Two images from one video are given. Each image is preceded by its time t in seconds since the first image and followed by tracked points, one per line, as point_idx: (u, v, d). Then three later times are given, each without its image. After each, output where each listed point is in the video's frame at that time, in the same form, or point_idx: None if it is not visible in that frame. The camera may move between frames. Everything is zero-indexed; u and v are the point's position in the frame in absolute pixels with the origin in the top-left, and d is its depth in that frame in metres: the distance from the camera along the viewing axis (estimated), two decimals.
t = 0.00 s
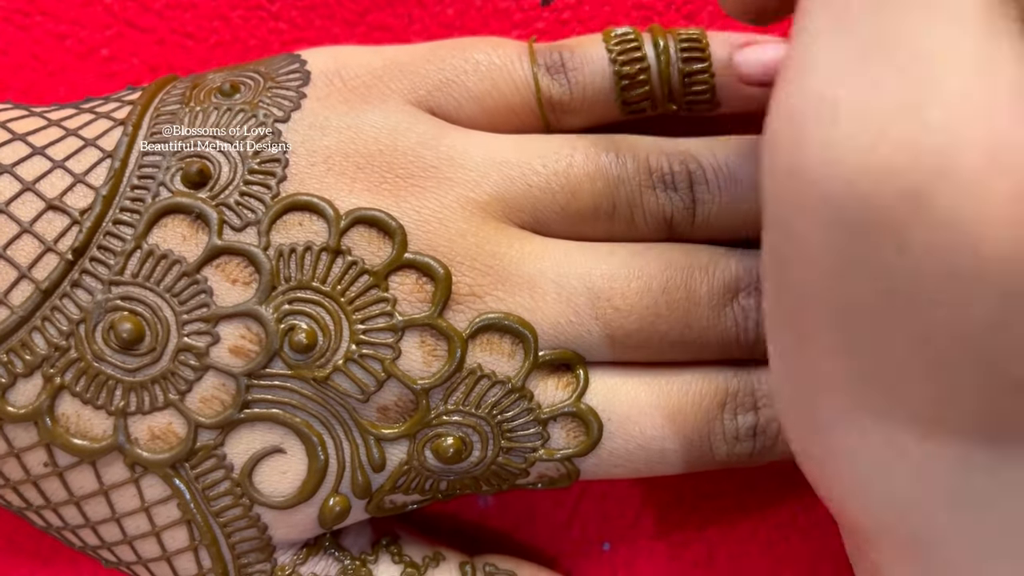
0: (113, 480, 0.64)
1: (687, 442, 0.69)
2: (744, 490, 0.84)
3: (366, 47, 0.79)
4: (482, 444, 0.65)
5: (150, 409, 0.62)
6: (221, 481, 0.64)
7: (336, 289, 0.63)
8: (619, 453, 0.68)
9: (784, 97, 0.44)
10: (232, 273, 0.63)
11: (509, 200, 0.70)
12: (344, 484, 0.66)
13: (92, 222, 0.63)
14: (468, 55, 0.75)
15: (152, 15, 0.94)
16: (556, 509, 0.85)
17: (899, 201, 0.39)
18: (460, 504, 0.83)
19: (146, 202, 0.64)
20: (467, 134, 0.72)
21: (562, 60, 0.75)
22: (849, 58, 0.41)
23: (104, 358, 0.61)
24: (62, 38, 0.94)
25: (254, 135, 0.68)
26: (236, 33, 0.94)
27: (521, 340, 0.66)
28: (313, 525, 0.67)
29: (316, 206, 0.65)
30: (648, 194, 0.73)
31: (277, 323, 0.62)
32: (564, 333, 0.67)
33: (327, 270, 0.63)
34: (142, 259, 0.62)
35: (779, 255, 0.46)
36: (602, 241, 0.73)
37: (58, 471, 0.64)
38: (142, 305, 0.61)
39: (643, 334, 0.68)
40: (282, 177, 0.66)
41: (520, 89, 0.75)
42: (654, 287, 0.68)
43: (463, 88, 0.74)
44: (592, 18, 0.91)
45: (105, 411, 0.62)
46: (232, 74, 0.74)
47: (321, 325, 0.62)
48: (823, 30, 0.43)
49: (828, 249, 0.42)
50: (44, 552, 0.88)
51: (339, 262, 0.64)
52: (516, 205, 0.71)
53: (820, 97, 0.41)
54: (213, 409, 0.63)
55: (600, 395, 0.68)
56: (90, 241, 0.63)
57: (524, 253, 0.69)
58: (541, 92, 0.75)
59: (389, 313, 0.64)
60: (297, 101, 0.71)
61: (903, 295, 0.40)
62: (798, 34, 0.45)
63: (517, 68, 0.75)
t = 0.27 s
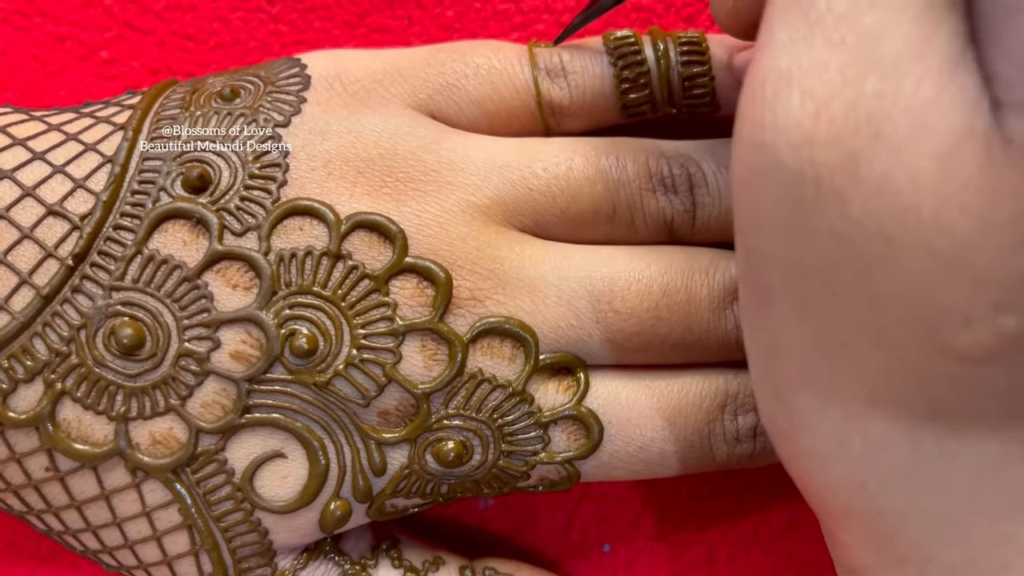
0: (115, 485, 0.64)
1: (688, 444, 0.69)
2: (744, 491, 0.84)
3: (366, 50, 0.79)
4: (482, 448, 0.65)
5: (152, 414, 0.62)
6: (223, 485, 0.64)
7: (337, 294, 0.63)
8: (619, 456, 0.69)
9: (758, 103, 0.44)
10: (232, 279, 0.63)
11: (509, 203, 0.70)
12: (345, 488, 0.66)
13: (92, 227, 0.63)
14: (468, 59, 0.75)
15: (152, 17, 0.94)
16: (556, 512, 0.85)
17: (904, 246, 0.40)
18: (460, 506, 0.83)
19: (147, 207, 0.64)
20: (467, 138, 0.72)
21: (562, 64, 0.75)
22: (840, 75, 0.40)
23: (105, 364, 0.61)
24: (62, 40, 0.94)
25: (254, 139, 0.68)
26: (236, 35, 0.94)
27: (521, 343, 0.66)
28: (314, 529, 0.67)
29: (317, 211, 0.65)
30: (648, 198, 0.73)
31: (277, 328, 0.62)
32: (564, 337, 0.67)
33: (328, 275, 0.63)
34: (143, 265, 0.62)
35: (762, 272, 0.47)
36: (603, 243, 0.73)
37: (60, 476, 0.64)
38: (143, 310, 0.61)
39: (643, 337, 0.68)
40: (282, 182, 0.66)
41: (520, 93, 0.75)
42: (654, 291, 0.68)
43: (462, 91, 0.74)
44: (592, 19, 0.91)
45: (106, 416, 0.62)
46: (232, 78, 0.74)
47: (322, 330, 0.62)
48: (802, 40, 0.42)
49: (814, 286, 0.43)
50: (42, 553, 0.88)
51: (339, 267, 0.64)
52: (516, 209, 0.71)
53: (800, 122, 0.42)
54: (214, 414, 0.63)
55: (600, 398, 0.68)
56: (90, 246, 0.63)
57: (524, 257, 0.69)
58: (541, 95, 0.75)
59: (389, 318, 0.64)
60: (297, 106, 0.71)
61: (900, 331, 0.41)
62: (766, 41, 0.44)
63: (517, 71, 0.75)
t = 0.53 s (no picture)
0: (115, 485, 0.64)
1: (688, 444, 0.69)
2: (744, 490, 0.84)
3: (366, 50, 0.79)
4: (483, 448, 0.65)
5: (152, 414, 0.62)
6: (223, 486, 0.64)
7: (337, 294, 0.63)
8: (619, 456, 0.68)
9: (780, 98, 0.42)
10: (232, 279, 0.63)
11: (509, 203, 0.70)
12: (345, 488, 0.66)
13: (92, 227, 0.63)
14: (468, 59, 0.75)
15: (152, 17, 0.94)
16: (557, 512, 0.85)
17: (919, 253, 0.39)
18: (460, 506, 0.83)
19: (146, 208, 0.64)
20: (467, 138, 0.72)
21: (562, 64, 0.75)
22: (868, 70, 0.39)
23: (105, 365, 0.61)
24: (62, 40, 0.94)
25: (254, 140, 0.67)
26: (236, 35, 0.94)
27: (521, 343, 0.66)
28: (314, 529, 0.67)
29: (317, 211, 0.65)
30: (648, 198, 0.73)
31: (278, 328, 0.62)
32: (564, 337, 0.67)
33: (328, 276, 0.63)
34: (142, 265, 0.62)
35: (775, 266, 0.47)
36: (603, 243, 0.72)
37: (59, 477, 0.64)
38: (143, 310, 0.61)
39: (644, 337, 0.68)
40: (282, 182, 0.66)
41: (520, 93, 0.75)
42: (654, 291, 0.68)
43: (462, 91, 0.74)
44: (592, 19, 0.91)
45: (106, 417, 0.62)
46: (232, 78, 0.73)
47: (322, 330, 0.62)
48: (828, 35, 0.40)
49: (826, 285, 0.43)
50: (41, 553, 0.88)
51: (339, 267, 0.64)
52: (516, 209, 0.71)
53: (817, 121, 0.41)
54: (214, 414, 0.63)
55: (600, 398, 0.68)
56: (90, 246, 0.62)
57: (524, 257, 0.69)
58: (541, 96, 0.75)
59: (390, 318, 0.64)
60: (297, 106, 0.71)
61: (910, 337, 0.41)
62: (788, 37, 0.43)
63: (517, 72, 0.75)
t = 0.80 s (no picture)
0: (115, 484, 0.64)
1: (688, 444, 0.69)
2: (745, 490, 0.84)
3: (366, 50, 0.79)
4: (483, 447, 0.65)
5: (152, 413, 0.62)
6: (223, 485, 0.64)
7: (337, 294, 0.63)
8: (619, 456, 0.69)
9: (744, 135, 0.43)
10: (232, 278, 0.63)
11: (510, 203, 0.70)
12: (346, 488, 0.66)
13: (92, 226, 0.63)
14: (468, 58, 0.75)
15: (152, 17, 0.94)
16: (557, 511, 0.85)
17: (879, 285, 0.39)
18: (460, 506, 0.83)
19: (147, 207, 0.64)
20: (468, 138, 0.72)
21: (562, 64, 0.75)
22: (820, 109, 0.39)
23: (105, 364, 0.61)
24: (62, 40, 0.94)
25: (254, 139, 0.67)
26: (236, 35, 0.94)
27: (521, 343, 0.66)
28: (314, 529, 0.67)
29: (317, 211, 0.65)
30: (648, 198, 0.73)
31: (278, 328, 0.62)
32: (564, 337, 0.67)
33: (328, 275, 0.63)
34: (143, 265, 0.62)
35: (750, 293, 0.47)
36: (603, 243, 0.73)
37: (59, 476, 0.64)
38: (143, 310, 0.61)
39: (644, 337, 0.68)
40: (282, 182, 0.66)
41: (520, 92, 0.75)
42: (654, 291, 0.68)
43: (463, 91, 0.74)
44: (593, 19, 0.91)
45: (106, 416, 0.62)
46: (232, 78, 0.73)
47: (322, 329, 0.62)
48: (785, 70, 0.41)
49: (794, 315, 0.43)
50: (42, 553, 0.88)
51: (339, 267, 0.64)
52: (517, 209, 0.71)
53: (778, 159, 0.41)
54: (214, 414, 0.63)
55: (600, 398, 0.68)
56: (90, 246, 0.62)
57: (525, 257, 0.69)
58: (541, 95, 0.75)
59: (389, 317, 0.64)
60: (298, 105, 0.71)
61: (875, 369, 0.41)
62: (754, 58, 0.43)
63: (517, 71, 0.75)
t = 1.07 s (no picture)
0: (114, 482, 0.64)
1: (689, 442, 0.69)
2: (744, 489, 0.84)
3: (366, 48, 0.79)
4: (483, 446, 0.65)
5: (152, 411, 0.62)
6: (223, 483, 0.64)
7: (338, 292, 0.63)
8: (619, 455, 0.68)
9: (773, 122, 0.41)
10: (233, 276, 0.63)
11: (510, 201, 0.70)
12: (346, 486, 0.66)
13: (92, 224, 0.63)
14: (468, 57, 0.75)
15: (152, 16, 0.94)
16: (557, 510, 0.85)
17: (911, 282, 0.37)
18: (460, 505, 0.83)
19: (147, 205, 0.64)
20: (468, 136, 0.72)
21: (562, 62, 0.75)
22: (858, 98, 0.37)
23: (105, 362, 0.61)
24: (61, 39, 0.94)
25: (254, 137, 0.67)
26: (236, 34, 0.94)
27: (522, 341, 0.66)
28: (314, 527, 0.67)
29: (317, 209, 0.65)
30: (648, 196, 0.73)
31: (278, 326, 0.62)
32: (564, 335, 0.67)
33: (328, 273, 0.63)
34: (143, 262, 0.62)
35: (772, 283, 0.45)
36: (603, 242, 0.73)
37: (59, 474, 0.64)
38: (143, 308, 0.61)
39: (644, 336, 0.68)
40: (282, 180, 0.66)
41: (520, 91, 0.75)
42: (655, 290, 0.68)
43: (463, 89, 0.74)
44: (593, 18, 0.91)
45: (105, 414, 0.62)
46: (232, 76, 0.73)
47: (322, 327, 0.62)
48: (821, 56, 0.38)
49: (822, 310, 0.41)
50: (43, 552, 0.88)
51: (339, 265, 0.64)
52: (517, 207, 0.71)
53: (811, 147, 0.39)
54: (214, 412, 0.63)
55: (600, 396, 0.68)
56: (90, 243, 0.62)
57: (525, 255, 0.69)
58: (542, 94, 0.75)
59: (390, 316, 0.63)
60: (298, 104, 0.71)
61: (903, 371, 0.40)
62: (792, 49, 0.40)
63: (517, 70, 0.75)
